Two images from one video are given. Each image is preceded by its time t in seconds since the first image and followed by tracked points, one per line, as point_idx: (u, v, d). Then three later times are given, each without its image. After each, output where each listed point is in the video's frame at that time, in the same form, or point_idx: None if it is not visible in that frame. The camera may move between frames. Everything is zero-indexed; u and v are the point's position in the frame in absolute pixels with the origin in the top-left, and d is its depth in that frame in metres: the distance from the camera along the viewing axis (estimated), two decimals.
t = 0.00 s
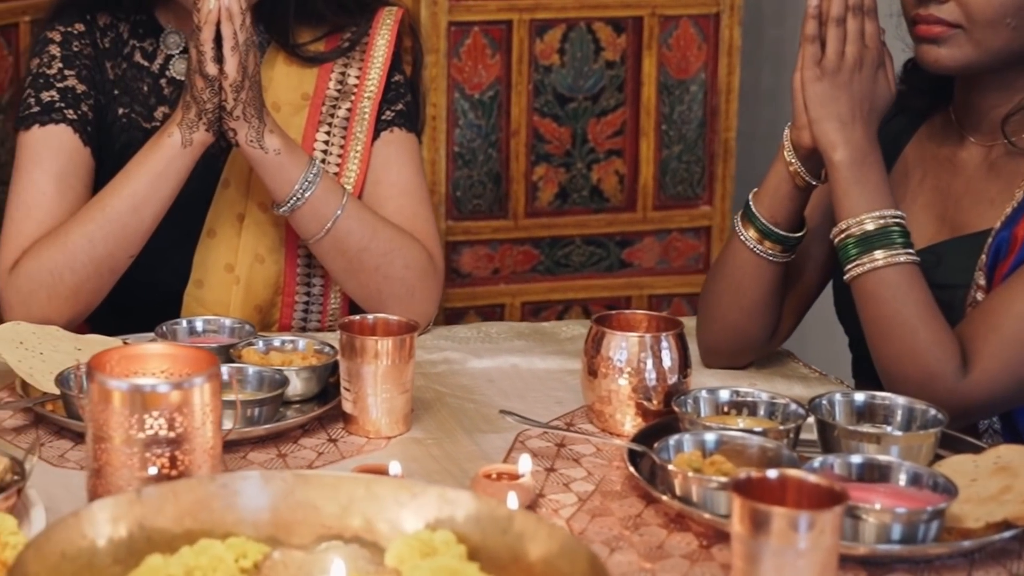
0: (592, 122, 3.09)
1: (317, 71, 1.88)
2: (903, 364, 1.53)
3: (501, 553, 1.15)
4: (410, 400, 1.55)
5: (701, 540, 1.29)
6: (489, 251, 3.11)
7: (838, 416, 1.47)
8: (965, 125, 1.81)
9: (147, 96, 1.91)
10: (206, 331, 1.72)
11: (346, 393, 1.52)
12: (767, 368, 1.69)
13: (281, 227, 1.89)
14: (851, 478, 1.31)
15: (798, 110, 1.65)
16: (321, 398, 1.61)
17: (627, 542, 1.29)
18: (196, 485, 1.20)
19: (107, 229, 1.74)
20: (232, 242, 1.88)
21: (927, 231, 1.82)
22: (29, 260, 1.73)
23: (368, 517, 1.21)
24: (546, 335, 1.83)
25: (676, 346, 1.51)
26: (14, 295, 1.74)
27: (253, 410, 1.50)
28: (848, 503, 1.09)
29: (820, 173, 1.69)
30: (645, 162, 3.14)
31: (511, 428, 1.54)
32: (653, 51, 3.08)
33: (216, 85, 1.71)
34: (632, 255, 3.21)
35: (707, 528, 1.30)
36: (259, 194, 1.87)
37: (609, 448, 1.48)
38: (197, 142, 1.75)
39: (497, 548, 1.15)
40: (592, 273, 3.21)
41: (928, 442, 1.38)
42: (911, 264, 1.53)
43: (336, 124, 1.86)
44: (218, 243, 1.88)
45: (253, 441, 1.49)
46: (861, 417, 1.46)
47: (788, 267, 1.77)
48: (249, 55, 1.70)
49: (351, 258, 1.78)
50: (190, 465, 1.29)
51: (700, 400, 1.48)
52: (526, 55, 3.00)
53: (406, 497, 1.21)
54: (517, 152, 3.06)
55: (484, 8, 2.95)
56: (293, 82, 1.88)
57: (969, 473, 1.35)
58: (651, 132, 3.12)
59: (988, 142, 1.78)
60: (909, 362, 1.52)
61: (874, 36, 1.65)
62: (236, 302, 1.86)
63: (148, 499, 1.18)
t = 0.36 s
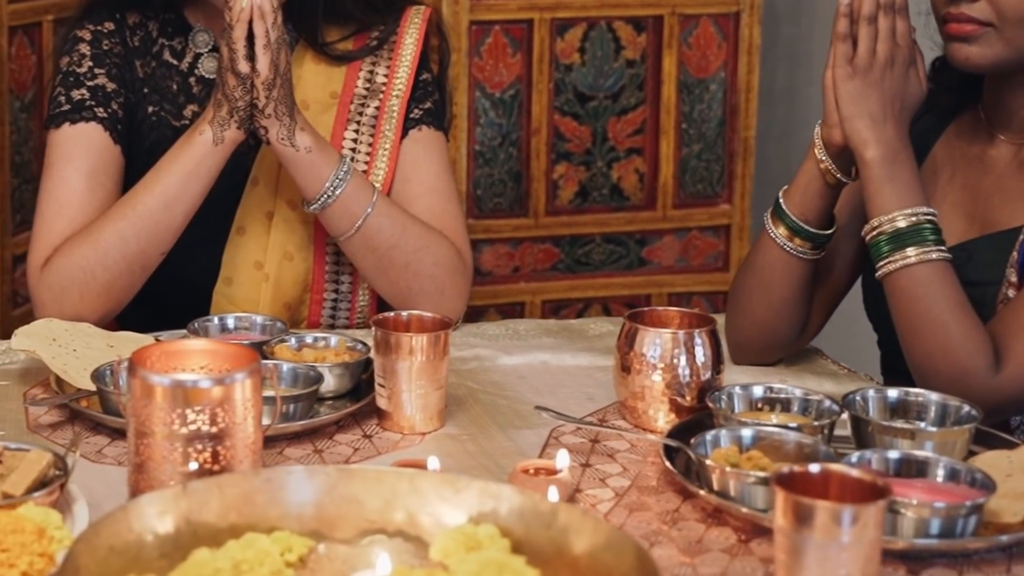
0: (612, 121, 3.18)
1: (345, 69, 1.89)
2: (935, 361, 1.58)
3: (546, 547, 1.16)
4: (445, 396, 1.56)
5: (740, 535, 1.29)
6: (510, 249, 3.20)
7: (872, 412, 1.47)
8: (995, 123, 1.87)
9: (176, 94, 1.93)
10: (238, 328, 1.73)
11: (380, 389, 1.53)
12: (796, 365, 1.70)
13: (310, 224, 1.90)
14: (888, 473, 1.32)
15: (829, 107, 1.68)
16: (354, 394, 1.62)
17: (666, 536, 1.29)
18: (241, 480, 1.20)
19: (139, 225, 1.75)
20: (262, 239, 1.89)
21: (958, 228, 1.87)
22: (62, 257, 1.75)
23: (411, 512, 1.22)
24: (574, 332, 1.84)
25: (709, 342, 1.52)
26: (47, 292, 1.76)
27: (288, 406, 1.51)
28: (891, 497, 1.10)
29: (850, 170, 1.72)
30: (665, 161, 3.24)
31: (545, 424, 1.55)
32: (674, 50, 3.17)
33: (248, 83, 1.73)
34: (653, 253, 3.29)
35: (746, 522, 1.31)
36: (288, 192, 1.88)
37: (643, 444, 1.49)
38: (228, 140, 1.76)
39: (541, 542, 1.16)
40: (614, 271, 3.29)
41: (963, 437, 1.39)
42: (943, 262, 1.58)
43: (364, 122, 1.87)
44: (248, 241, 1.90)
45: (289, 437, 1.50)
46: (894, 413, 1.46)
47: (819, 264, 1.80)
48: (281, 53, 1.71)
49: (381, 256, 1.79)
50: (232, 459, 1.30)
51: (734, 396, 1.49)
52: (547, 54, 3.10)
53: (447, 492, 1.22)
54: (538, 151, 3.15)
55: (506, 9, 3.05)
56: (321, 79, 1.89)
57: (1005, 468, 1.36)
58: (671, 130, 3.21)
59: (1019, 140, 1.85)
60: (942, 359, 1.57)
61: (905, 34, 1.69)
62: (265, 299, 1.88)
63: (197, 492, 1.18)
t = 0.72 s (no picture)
0: (635, 120, 3.24)
1: (376, 67, 1.90)
2: (969, 357, 1.64)
3: (593, 540, 1.17)
4: (481, 392, 1.57)
5: (780, 529, 1.30)
6: (532, 248, 3.26)
7: (907, 408, 1.48)
8: None
9: (208, 92, 1.95)
10: (272, 325, 1.75)
11: (417, 385, 1.54)
12: (827, 362, 1.72)
13: (342, 221, 1.93)
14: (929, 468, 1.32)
15: (863, 104, 1.73)
16: (389, 391, 1.63)
17: (708, 531, 1.30)
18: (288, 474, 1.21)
19: (173, 223, 1.76)
20: (294, 237, 1.91)
21: (990, 227, 1.93)
22: (96, 254, 1.76)
23: (456, 506, 1.23)
24: (604, 329, 1.85)
25: (744, 338, 1.52)
26: (81, 288, 1.77)
27: (326, 403, 1.51)
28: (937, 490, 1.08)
29: (883, 168, 1.76)
30: (687, 161, 3.29)
31: (581, 420, 1.55)
32: (697, 49, 3.23)
33: (282, 81, 1.74)
34: (676, 251, 3.36)
35: (786, 517, 1.31)
36: (321, 188, 1.90)
37: (679, 439, 1.50)
38: (262, 137, 1.77)
39: (588, 536, 1.17)
40: (636, 270, 3.36)
41: (1000, 433, 1.39)
42: (977, 258, 1.62)
43: (395, 120, 1.88)
44: (280, 238, 1.92)
45: (327, 433, 1.51)
46: (930, 409, 1.47)
47: (852, 261, 1.84)
48: (315, 51, 1.73)
49: (413, 253, 1.80)
50: (277, 454, 1.31)
51: (771, 393, 1.51)
52: (570, 53, 3.15)
53: (492, 487, 1.23)
54: (561, 150, 3.21)
55: (529, 8, 3.10)
56: (353, 78, 1.90)
57: None
58: (693, 129, 3.26)
59: None
60: (977, 356, 1.63)
61: (940, 32, 1.73)
62: (297, 296, 1.90)
63: (247, 484, 1.19)
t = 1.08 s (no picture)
0: (662, 119, 3.39)
1: (411, 66, 1.91)
2: (1010, 353, 1.70)
3: (643, 535, 1.17)
4: (521, 389, 1.57)
5: (826, 526, 1.30)
6: (560, 246, 3.41)
7: (948, 406, 1.49)
8: None
9: (244, 90, 1.97)
10: (310, 322, 1.76)
11: (458, 382, 1.55)
12: (863, 360, 1.74)
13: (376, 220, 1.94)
14: (974, 465, 1.33)
15: (903, 104, 1.79)
16: (428, 388, 1.64)
17: (753, 527, 1.31)
18: (340, 469, 1.22)
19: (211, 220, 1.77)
20: (329, 234, 1.93)
21: None
22: (134, 252, 1.77)
23: (505, 501, 1.23)
24: (639, 327, 1.86)
25: (784, 335, 1.53)
26: (119, 285, 1.78)
27: (369, 399, 1.52)
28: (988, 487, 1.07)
29: (920, 167, 1.82)
30: (714, 159, 3.45)
31: (621, 417, 1.56)
32: (723, 48, 3.38)
33: (320, 79, 1.75)
34: (701, 250, 3.51)
35: (831, 514, 1.32)
36: (355, 186, 1.92)
37: (720, 436, 1.51)
38: (300, 136, 1.79)
39: (637, 531, 1.18)
40: (662, 269, 3.51)
41: None
42: (1016, 257, 1.68)
43: (430, 118, 1.90)
44: (314, 236, 1.93)
45: (369, 429, 1.51)
46: (971, 407, 1.48)
47: (887, 261, 1.91)
48: (353, 50, 1.73)
49: (449, 251, 1.81)
50: (325, 450, 1.32)
51: (812, 390, 1.52)
52: (598, 52, 3.31)
53: (540, 483, 1.23)
54: (588, 148, 3.36)
55: (557, 10, 3.26)
56: (388, 76, 1.91)
57: None
58: (720, 128, 3.42)
59: None
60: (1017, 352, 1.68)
61: (979, 32, 1.78)
62: (332, 294, 1.91)
63: (300, 478, 1.20)
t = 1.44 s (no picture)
0: (692, 117, 3.43)
1: (448, 64, 1.93)
2: None
3: (695, 530, 1.18)
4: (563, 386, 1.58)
5: (873, 522, 1.31)
6: (590, 245, 3.45)
7: (992, 404, 1.49)
8: None
9: (281, 88, 1.98)
10: (349, 319, 1.77)
11: (501, 378, 1.55)
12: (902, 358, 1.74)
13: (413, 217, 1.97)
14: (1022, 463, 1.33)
15: (946, 101, 1.82)
16: (469, 385, 1.64)
17: (801, 523, 1.31)
18: (393, 463, 1.22)
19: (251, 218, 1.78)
20: (366, 232, 1.96)
21: None
22: (174, 249, 1.78)
23: (555, 496, 1.24)
24: (676, 325, 1.86)
25: (826, 333, 1.53)
26: (160, 282, 1.79)
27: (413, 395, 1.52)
28: None
29: (962, 166, 1.85)
30: (744, 158, 3.49)
31: (663, 414, 1.56)
32: (754, 47, 3.42)
33: (361, 77, 1.75)
34: (732, 249, 3.56)
35: (877, 511, 1.32)
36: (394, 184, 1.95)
37: (763, 433, 1.51)
38: (340, 133, 1.80)
39: (689, 526, 1.18)
40: (692, 268, 3.55)
41: None
42: None
43: (468, 116, 1.92)
44: (352, 234, 1.97)
45: (413, 425, 1.52)
46: (1015, 405, 1.48)
47: (928, 260, 1.95)
48: (393, 48, 1.74)
49: (488, 249, 1.83)
50: (374, 445, 1.32)
51: (855, 387, 1.53)
52: (628, 51, 3.35)
53: (591, 479, 1.24)
54: (618, 147, 3.41)
55: (588, 9, 3.30)
56: (425, 75, 1.93)
57: None
58: (750, 127, 3.46)
59: None
60: None
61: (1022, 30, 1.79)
62: (370, 291, 1.94)
63: (355, 472, 1.21)
